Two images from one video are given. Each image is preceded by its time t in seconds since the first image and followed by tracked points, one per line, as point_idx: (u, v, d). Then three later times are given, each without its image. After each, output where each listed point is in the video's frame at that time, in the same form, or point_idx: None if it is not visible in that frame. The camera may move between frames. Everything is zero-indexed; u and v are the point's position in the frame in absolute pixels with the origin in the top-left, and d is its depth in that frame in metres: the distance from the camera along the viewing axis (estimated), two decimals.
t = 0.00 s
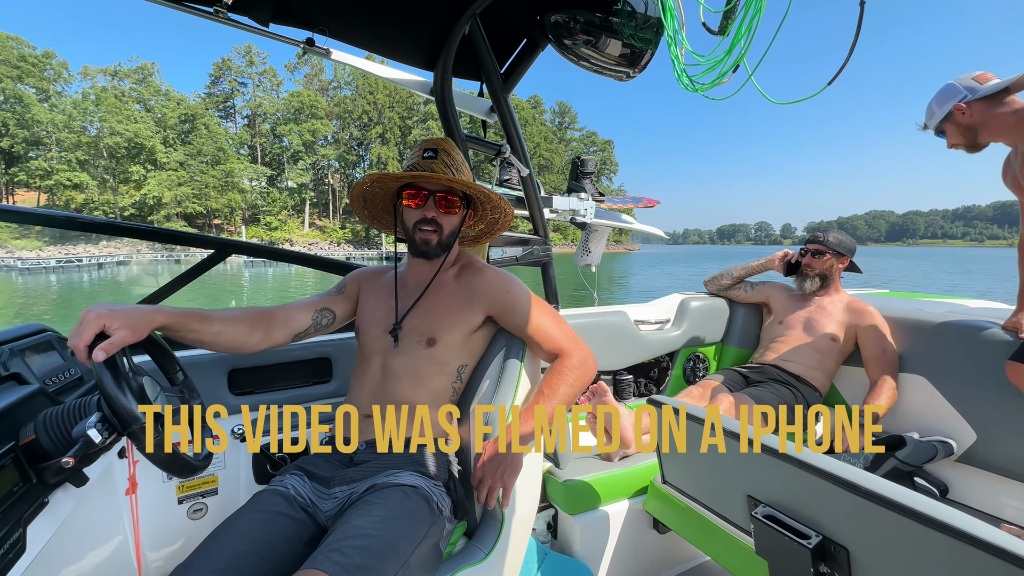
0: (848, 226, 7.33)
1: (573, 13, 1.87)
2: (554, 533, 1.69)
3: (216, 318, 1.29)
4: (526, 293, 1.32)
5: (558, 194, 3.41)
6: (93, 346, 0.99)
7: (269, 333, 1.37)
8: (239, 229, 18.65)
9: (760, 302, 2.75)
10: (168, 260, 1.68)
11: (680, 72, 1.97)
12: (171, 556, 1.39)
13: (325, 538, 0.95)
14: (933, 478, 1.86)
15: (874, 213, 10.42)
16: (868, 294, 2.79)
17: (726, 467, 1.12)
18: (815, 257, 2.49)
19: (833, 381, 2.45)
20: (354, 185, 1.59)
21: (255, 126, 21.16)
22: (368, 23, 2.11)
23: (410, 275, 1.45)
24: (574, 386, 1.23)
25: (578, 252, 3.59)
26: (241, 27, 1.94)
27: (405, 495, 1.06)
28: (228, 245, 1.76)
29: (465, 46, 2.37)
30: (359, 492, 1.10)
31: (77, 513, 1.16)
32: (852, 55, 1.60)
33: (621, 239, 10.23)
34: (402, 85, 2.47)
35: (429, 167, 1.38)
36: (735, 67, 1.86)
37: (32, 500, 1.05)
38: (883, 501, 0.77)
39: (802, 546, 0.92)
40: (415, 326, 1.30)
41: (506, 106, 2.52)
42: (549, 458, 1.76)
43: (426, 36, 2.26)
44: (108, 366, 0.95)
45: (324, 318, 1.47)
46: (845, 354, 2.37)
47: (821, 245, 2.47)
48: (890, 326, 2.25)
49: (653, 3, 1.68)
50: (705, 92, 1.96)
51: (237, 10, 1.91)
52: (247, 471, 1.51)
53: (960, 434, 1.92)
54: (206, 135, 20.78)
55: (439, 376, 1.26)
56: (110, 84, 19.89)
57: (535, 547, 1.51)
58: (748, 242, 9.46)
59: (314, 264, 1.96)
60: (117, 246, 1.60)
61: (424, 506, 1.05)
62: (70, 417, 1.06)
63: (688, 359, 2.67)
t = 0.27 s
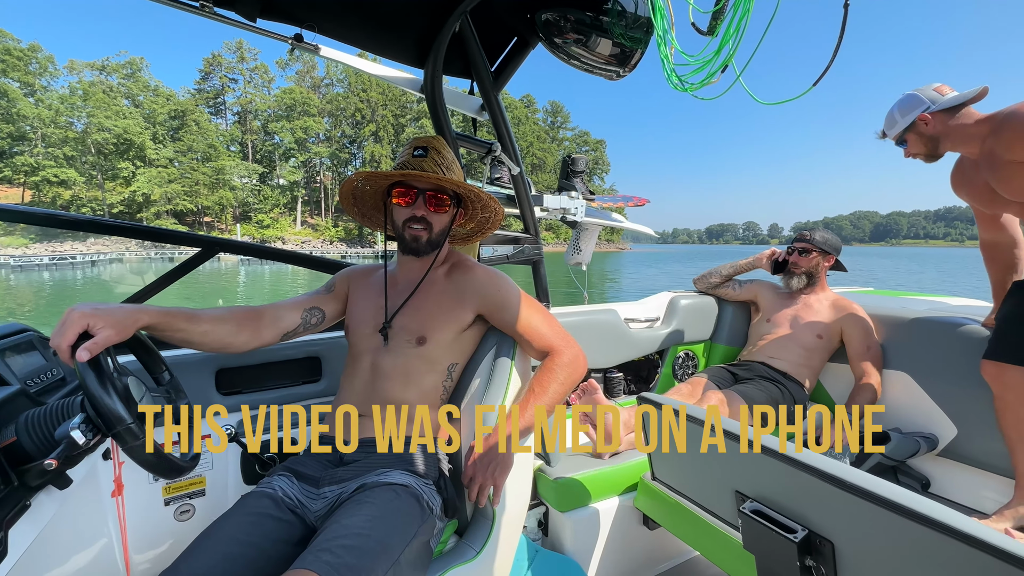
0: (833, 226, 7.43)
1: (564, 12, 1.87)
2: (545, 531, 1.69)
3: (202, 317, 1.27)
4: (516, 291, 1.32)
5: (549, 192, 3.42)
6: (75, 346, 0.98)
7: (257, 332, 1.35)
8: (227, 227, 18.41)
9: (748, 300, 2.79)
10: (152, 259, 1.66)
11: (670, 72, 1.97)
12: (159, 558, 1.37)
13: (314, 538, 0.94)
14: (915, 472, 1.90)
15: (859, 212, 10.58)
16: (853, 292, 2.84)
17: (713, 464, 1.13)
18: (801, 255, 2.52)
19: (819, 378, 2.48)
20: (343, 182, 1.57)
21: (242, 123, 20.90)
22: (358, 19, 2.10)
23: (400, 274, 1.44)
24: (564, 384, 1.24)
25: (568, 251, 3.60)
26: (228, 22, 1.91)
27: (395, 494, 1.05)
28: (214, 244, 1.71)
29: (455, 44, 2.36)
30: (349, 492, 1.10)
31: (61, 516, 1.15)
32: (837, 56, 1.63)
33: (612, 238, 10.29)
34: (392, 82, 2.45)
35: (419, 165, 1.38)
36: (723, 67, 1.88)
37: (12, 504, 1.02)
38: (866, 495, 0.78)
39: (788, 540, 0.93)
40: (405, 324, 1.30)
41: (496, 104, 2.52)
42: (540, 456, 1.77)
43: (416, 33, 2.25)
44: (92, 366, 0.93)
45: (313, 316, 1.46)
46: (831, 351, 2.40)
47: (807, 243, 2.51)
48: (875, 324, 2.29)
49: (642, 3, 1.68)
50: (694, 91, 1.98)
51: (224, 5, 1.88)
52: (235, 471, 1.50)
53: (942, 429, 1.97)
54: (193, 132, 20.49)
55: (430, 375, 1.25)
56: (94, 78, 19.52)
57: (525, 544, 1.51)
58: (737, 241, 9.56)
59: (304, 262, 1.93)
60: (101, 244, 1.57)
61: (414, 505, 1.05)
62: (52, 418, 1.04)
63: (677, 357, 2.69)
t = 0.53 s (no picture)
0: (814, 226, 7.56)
1: (550, 10, 1.88)
2: (531, 527, 1.70)
3: (182, 315, 1.25)
4: (502, 289, 1.32)
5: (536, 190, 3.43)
6: (49, 345, 0.95)
7: (238, 330, 1.33)
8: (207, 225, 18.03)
9: (730, 297, 2.83)
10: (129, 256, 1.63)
11: (655, 72, 1.99)
12: (138, 561, 1.35)
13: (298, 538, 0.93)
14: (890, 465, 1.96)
15: (838, 212, 10.80)
16: (832, 289, 2.90)
17: (696, 459, 1.15)
18: (782, 254, 2.57)
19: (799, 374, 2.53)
20: (330, 178, 1.55)
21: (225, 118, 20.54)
22: (343, 14, 2.07)
23: (386, 271, 1.43)
24: (550, 381, 1.24)
25: (555, 249, 3.62)
26: (209, 14, 1.88)
27: (381, 493, 1.05)
28: (194, 239, 1.70)
29: (441, 41, 2.35)
30: (333, 491, 1.09)
31: (34, 519, 1.11)
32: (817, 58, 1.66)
33: (599, 237, 10.37)
34: (378, 78, 2.43)
35: (408, 164, 1.37)
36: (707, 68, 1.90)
37: None
38: (842, 487, 0.81)
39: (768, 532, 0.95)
40: (390, 322, 1.29)
41: (483, 101, 2.51)
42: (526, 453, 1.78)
43: (402, 29, 2.23)
44: (67, 365, 0.90)
45: (297, 314, 1.44)
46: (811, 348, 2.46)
47: (787, 242, 2.56)
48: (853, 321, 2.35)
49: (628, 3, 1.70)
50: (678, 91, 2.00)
51: None
52: (217, 472, 1.47)
53: (915, 423, 2.02)
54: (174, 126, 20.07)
55: (416, 373, 1.25)
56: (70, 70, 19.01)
57: (511, 541, 1.52)
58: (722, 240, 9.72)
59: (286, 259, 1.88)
60: (77, 242, 1.53)
61: (399, 503, 1.05)
62: (25, 419, 1.01)
63: (662, 354, 2.72)
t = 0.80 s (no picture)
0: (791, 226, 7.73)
1: (534, 9, 1.89)
2: (513, 523, 1.71)
3: (158, 313, 1.22)
4: (485, 287, 1.33)
5: (520, 189, 3.44)
6: (18, 343, 0.92)
7: (216, 328, 1.31)
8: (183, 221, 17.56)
9: (709, 296, 2.88)
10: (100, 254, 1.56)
11: (636, 73, 2.00)
12: (111, 563, 1.32)
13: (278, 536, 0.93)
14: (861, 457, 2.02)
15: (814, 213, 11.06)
16: (807, 288, 2.97)
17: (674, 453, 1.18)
18: (759, 253, 2.63)
19: (775, 370, 2.59)
20: (312, 174, 1.53)
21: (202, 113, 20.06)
22: (324, 8, 2.05)
23: (369, 268, 1.42)
24: (532, 378, 1.25)
25: (538, 247, 3.63)
26: (187, 5, 1.83)
27: (363, 489, 1.05)
28: (171, 235, 1.64)
29: (425, 38, 2.34)
30: (314, 489, 1.08)
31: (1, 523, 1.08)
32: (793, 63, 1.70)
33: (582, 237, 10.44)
34: (361, 74, 2.40)
35: (391, 161, 1.36)
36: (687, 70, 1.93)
37: None
38: (812, 478, 0.84)
39: (743, 524, 0.98)
40: (373, 320, 1.28)
41: (466, 99, 2.51)
42: (509, 450, 1.78)
43: (384, 25, 2.21)
44: (37, 365, 0.88)
45: (278, 312, 1.42)
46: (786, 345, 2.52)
47: (764, 241, 2.62)
48: (826, 319, 2.41)
49: (610, 4, 1.71)
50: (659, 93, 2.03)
51: None
52: (194, 472, 1.44)
53: (885, 417, 2.09)
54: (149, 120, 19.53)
55: (398, 370, 1.25)
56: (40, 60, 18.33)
57: (494, 537, 1.52)
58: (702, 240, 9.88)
59: (266, 257, 1.84)
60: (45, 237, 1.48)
61: (381, 500, 1.04)
62: None
63: (643, 352, 2.76)
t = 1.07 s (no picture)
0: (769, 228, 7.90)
1: (521, 11, 1.88)
2: (497, 521, 1.71)
3: (138, 312, 1.19)
4: (471, 286, 1.33)
5: (505, 188, 3.44)
6: None
7: (199, 328, 1.28)
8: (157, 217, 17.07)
9: (691, 295, 2.93)
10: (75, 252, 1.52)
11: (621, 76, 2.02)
12: (86, 568, 1.28)
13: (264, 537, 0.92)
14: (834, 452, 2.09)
15: (791, 215, 11.32)
16: (784, 288, 3.05)
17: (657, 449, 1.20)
18: (739, 254, 2.68)
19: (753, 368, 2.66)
20: (294, 171, 1.52)
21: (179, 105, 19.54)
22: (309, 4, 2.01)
23: (354, 267, 1.41)
24: (518, 376, 1.26)
25: (522, 247, 3.64)
26: None
27: (349, 489, 1.05)
28: (150, 233, 1.59)
29: (412, 36, 2.32)
30: (300, 489, 1.07)
31: None
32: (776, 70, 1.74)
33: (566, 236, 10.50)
34: (346, 70, 2.37)
35: (374, 157, 1.35)
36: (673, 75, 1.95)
37: None
38: (786, 472, 0.86)
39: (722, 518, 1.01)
40: (359, 319, 1.27)
41: (453, 99, 2.49)
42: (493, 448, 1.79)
43: (370, 22, 2.19)
44: (13, 365, 0.85)
45: (261, 312, 1.40)
46: (764, 344, 2.58)
47: (744, 243, 2.67)
48: (803, 318, 2.48)
49: (597, 8, 1.74)
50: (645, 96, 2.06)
51: None
52: (174, 473, 1.42)
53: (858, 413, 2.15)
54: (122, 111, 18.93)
55: (385, 369, 1.24)
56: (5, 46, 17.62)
57: (479, 535, 1.53)
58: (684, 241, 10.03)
59: (249, 255, 1.81)
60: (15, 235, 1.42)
61: (368, 500, 1.04)
62: None
63: (626, 350, 2.79)
